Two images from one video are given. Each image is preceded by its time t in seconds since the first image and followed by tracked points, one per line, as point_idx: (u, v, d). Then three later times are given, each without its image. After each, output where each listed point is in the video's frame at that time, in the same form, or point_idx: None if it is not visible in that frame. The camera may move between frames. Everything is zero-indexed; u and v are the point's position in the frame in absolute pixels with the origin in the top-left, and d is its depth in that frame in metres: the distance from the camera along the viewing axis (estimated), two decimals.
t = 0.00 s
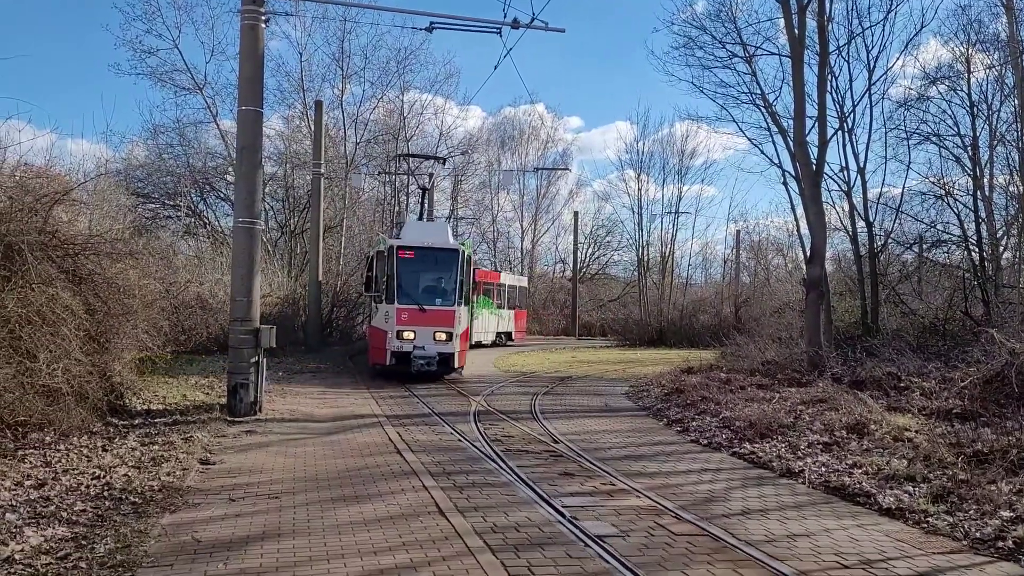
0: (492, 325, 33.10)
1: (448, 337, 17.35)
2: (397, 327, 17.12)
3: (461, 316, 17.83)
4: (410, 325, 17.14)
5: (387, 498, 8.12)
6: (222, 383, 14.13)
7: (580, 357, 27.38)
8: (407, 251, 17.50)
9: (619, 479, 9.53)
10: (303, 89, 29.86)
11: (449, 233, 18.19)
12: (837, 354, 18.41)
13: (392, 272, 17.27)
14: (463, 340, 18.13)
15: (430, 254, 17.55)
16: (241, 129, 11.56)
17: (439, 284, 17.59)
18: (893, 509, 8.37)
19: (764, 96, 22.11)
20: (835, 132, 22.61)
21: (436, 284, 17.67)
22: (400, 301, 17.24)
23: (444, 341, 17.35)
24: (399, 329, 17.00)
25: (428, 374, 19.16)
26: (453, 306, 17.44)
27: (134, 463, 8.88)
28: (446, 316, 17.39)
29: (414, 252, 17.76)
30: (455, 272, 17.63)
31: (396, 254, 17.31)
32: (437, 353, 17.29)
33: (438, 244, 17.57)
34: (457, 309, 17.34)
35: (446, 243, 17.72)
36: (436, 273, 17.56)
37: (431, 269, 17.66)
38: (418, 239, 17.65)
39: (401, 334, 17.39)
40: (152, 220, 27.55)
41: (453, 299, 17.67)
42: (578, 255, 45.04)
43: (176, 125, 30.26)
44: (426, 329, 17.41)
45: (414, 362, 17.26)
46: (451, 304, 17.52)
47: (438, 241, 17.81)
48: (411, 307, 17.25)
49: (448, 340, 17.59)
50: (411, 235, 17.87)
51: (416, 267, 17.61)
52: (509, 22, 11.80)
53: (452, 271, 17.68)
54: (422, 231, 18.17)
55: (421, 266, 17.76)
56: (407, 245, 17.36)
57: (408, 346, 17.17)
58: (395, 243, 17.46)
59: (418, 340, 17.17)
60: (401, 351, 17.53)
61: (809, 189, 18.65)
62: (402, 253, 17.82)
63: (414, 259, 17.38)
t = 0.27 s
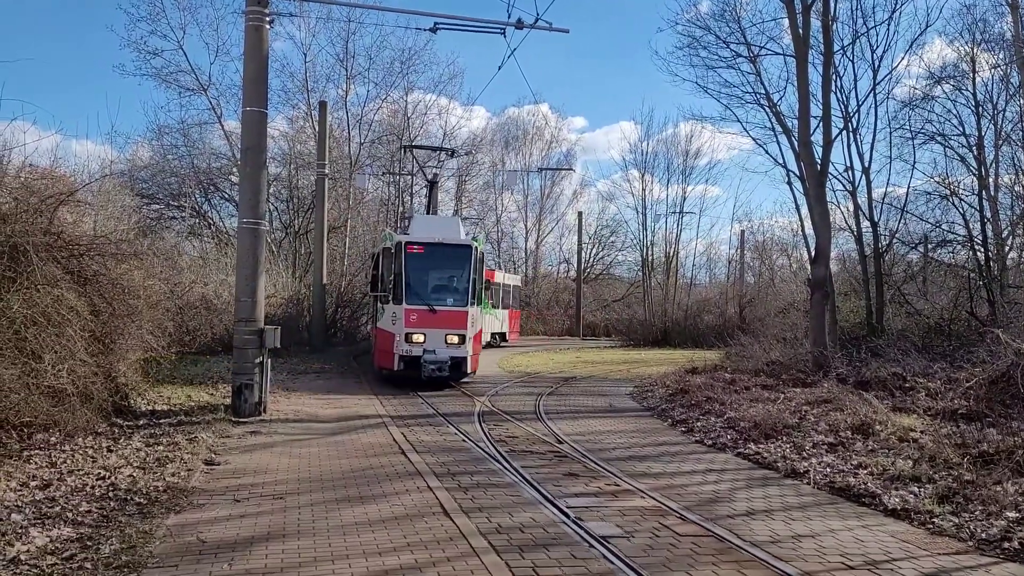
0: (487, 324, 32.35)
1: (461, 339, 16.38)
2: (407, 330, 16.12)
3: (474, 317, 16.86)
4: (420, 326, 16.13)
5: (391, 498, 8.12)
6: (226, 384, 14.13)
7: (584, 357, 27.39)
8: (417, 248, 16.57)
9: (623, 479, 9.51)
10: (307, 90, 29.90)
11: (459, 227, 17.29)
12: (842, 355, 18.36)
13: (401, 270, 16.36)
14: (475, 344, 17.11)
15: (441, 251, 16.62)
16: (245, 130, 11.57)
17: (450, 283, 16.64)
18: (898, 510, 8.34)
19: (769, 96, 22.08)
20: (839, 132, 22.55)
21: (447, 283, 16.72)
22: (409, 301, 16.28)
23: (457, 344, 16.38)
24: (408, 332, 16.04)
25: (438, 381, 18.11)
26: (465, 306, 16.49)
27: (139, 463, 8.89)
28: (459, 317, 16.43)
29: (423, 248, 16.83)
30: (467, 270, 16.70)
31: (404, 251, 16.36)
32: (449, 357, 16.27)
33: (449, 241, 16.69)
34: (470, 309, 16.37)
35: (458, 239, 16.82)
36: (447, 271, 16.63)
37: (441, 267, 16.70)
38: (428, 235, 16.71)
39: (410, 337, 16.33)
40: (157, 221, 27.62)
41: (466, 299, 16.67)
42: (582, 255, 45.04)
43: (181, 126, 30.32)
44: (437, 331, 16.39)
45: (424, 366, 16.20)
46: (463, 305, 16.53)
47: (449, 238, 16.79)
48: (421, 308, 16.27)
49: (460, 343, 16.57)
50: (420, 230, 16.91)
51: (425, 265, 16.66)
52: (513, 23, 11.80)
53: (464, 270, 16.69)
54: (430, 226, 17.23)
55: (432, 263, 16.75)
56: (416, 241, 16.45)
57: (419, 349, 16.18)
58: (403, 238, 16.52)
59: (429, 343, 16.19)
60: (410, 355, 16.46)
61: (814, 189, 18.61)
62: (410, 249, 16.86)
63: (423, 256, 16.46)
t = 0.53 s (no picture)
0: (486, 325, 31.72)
1: (477, 343, 15.36)
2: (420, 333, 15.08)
3: (490, 318, 15.81)
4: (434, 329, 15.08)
5: (397, 499, 8.13)
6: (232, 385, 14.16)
7: (589, 359, 27.40)
8: (430, 244, 15.53)
9: (629, 481, 9.51)
10: (313, 92, 29.99)
11: (474, 222, 16.28)
12: (848, 356, 18.33)
13: (414, 268, 15.34)
14: (492, 348, 16.06)
15: (455, 248, 15.63)
16: (252, 132, 11.60)
17: (464, 281, 15.63)
18: (904, 512, 8.32)
19: (773, 97, 22.05)
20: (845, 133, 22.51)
21: (461, 281, 15.71)
22: (422, 302, 15.23)
23: (473, 348, 15.35)
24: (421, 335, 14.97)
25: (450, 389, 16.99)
26: (482, 307, 15.49)
27: (145, 464, 8.91)
28: (475, 319, 15.40)
29: (436, 245, 15.77)
30: (483, 267, 15.71)
31: (416, 247, 15.34)
32: (466, 362, 15.20)
33: (467, 238, 15.72)
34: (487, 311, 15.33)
35: (474, 235, 15.82)
36: (461, 268, 15.62)
37: (455, 264, 15.67)
38: (445, 233, 15.68)
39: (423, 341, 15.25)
40: (163, 223, 27.73)
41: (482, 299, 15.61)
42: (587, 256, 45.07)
43: (187, 128, 30.43)
44: (452, 335, 15.32)
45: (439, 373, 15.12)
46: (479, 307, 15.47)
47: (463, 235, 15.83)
48: (435, 309, 15.24)
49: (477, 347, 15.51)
50: (433, 226, 15.84)
51: (437, 262, 15.62)
52: (518, 25, 11.81)
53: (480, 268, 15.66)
54: (443, 220, 16.16)
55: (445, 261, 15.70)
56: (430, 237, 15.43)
57: (433, 354, 15.14)
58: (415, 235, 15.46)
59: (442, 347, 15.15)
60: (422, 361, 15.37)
61: (819, 190, 18.57)
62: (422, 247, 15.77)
63: (436, 252, 15.45)
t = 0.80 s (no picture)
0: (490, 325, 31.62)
1: (498, 346, 13.85)
2: (435, 335, 13.60)
3: (511, 319, 14.33)
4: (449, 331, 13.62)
5: (400, 499, 8.12)
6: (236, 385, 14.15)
7: (593, 358, 27.38)
8: (446, 238, 14.07)
9: (633, 481, 9.47)
10: (317, 92, 30.01)
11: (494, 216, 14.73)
12: (853, 356, 18.26)
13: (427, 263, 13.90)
14: (513, 351, 14.57)
15: (472, 241, 14.14)
16: (256, 131, 11.60)
17: (482, 278, 14.11)
18: (910, 512, 8.28)
19: (778, 96, 21.99)
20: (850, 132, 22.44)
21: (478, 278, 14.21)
22: (436, 301, 13.73)
23: (493, 352, 13.84)
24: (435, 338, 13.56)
25: (465, 399, 15.57)
26: (503, 307, 13.98)
27: (149, 464, 8.91)
28: (495, 320, 13.90)
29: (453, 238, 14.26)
30: (502, 262, 14.20)
31: (430, 240, 13.90)
32: (485, 368, 13.68)
33: (486, 232, 14.28)
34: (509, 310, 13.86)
35: (493, 227, 14.33)
36: (478, 265, 14.12)
37: (471, 260, 14.13)
38: (461, 226, 14.22)
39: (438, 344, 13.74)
40: (167, 222, 27.78)
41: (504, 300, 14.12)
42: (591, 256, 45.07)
43: (191, 128, 30.46)
44: (469, 337, 13.81)
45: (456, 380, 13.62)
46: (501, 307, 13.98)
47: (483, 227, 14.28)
48: (451, 309, 13.73)
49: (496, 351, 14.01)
50: (449, 219, 14.39)
51: (452, 257, 14.13)
52: (522, 24, 11.80)
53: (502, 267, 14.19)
54: (459, 211, 14.67)
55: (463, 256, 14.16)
56: (445, 229, 13.99)
57: (449, 359, 13.63)
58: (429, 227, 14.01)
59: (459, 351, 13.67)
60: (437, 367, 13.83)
61: (824, 189, 18.51)
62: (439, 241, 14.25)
63: (452, 246, 13.98)
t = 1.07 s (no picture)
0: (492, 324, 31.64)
1: (520, 349, 12.81)
2: (452, 337, 12.52)
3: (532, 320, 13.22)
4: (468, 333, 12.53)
5: (403, 497, 8.14)
6: (238, 383, 14.16)
7: (596, 357, 27.40)
8: (462, 231, 12.94)
9: (635, 479, 9.48)
10: (319, 90, 29.99)
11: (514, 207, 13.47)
12: (855, 354, 18.25)
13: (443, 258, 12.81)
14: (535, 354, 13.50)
15: (491, 235, 13.03)
16: (258, 131, 11.61)
17: (501, 275, 13.00)
18: (911, 510, 8.29)
19: (780, 95, 21.95)
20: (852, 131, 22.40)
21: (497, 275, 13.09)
22: (453, 300, 12.65)
23: (515, 355, 12.79)
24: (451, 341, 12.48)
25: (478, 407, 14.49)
26: (525, 306, 12.91)
27: (152, 462, 8.93)
28: (517, 320, 12.84)
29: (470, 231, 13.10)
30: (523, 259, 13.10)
31: (446, 234, 12.83)
32: (506, 373, 12.61)
33: (505, 224, 13.05)
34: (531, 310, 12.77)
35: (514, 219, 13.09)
36: (497, 261, 13.02)
37: (489, 255, 13.01)
38: (478, 218, 13.03)
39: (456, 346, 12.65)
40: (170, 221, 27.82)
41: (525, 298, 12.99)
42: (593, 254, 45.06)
43: (194, 126, 30.47)
44: (489, 340, 12.72)
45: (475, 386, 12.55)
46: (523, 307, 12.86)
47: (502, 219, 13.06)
48: (470, 309, 12.65)
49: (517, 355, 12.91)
50: (465, 210, 13.22)
51: (470, 253, 13.01)
52: (524, 23, 11.81)
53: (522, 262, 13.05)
54: (477, 201, 13.47)
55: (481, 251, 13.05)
56: (462, 221, 12.88)
57: (467, 362, 12.56)
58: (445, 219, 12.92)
59: (478, 354, 12.57)
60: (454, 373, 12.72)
61: (826, 187, 18.49)
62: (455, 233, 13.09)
63: (469, 240, 12.87)
